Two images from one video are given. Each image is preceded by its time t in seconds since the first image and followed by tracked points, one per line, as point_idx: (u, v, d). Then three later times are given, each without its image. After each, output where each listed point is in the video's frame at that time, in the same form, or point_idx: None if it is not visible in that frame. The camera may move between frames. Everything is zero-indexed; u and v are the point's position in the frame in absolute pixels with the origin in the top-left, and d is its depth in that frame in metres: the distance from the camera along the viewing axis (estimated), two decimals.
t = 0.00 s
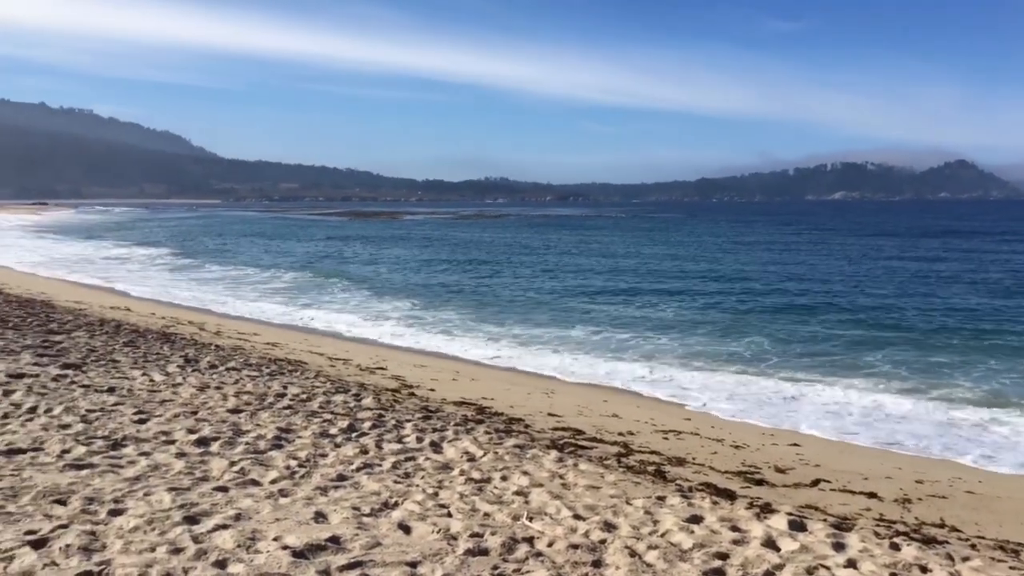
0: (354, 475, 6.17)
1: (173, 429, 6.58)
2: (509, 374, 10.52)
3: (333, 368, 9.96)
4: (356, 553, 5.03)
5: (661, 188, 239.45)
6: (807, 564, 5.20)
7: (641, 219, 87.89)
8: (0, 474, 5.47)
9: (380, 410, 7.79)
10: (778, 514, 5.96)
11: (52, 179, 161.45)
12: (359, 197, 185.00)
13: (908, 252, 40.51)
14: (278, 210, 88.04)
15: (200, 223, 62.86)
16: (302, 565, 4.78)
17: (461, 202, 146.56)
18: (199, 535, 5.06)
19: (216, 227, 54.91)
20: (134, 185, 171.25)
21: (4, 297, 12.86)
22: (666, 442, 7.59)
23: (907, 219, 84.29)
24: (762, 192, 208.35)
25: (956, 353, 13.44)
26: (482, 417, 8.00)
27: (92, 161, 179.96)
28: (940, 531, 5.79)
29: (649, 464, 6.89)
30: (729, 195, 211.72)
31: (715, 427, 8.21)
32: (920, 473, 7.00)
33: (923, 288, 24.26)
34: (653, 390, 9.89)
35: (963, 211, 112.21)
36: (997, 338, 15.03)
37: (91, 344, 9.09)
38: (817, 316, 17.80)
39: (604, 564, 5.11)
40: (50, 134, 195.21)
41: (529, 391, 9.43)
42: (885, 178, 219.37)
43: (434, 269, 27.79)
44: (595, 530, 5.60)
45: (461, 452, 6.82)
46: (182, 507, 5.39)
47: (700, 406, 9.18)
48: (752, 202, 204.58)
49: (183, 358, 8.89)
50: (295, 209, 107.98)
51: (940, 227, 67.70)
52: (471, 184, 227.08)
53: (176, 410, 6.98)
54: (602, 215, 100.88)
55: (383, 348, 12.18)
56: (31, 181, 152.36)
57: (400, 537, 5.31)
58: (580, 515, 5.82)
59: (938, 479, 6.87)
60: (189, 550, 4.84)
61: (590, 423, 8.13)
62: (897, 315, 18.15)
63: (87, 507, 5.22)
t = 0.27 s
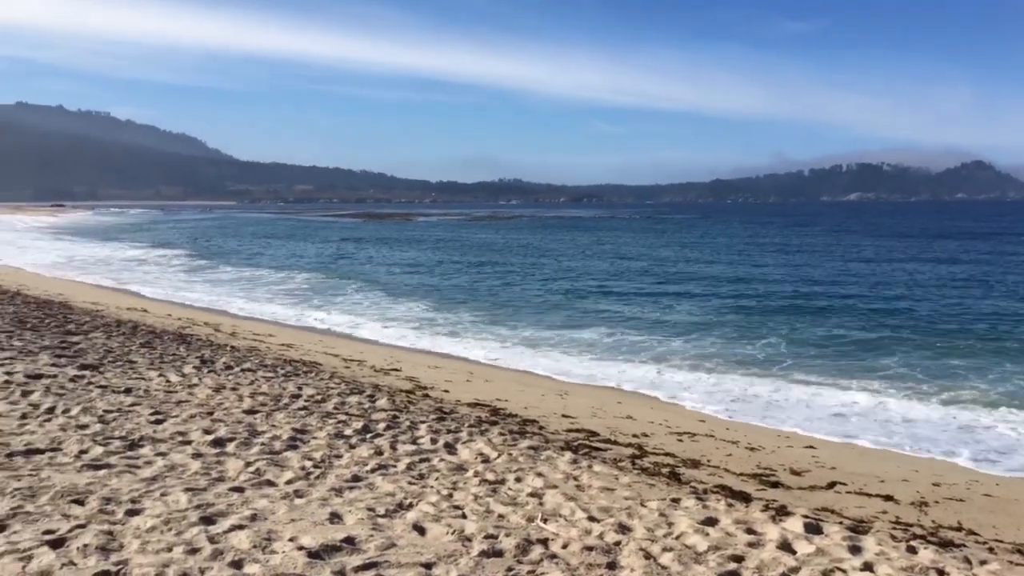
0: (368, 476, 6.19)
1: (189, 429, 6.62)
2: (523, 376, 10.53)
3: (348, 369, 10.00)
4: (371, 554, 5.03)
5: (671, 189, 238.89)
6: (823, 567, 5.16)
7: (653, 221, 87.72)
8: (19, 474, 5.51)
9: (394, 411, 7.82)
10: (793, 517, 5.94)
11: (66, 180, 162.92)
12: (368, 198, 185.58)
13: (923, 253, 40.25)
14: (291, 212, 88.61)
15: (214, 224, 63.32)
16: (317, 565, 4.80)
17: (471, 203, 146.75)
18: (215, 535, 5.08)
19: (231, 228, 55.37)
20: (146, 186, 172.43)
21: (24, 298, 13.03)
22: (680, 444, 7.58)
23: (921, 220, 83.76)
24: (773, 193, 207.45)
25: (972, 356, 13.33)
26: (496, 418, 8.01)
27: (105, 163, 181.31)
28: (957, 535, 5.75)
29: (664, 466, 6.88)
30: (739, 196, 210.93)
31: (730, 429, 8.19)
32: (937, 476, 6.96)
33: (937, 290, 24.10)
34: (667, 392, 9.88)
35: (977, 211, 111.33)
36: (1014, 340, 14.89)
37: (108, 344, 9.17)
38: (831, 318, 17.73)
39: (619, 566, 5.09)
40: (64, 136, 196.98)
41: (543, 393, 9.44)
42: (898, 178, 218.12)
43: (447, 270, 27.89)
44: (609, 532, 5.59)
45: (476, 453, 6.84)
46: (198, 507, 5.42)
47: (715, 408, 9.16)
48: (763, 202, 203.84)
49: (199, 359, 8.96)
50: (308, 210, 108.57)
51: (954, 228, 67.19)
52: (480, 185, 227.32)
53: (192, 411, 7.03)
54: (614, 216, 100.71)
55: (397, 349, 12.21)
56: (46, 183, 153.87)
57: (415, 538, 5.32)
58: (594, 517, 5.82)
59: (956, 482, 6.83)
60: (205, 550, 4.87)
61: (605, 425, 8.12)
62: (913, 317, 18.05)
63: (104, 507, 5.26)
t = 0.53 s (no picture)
0: (385, 476, 6.22)
1: (208, 429, 6.67)
2: (538, 376, 10.54)
3: (364, 369, 10.05)
4: (388, 554, 5.05)
5: (683, 188, 238.12)
6: (842, 570, 5.12)
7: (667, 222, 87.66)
8: (41, 472, 5.58)
9: (411, 411, 7.85)
10: (811, 519, 5.91)
11: (82, 181, 164.44)
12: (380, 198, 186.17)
13: (941, 254, 39.90)
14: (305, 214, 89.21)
15: (230, 224, 63.88)
16: (335, 564, 4.82)
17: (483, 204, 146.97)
18: (234, 534, 5.12)
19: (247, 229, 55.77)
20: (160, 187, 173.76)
21: (45, 298, 13.20)
22: (697, 445, 7.57)
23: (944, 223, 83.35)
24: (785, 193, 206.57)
25: (992, 358, 13.21)
26: (512, 419, 8.03)
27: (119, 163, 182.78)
28: (977, 538, 5.70)
29: (681, 467, 6.87)
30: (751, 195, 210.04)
31: (746, 430, 8.17)
32: (957, 478, 6.91)
33: (954, 292, 23.89)
34: (683, 394, 9.86)
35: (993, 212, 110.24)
36: None
37: (128, 344, 9.25)
38: (848, 319, 17.62)
39: (635, 567, 5.07)
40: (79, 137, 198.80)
41: (559, 394, 9.44)
42: (912, 178, 216.38)
43: (462, 271, 27.95)
44: (626, 533, 5.58)
45: (492, 454, 6.85)
46: (217, 507, 5.46)
47: (733, 409, 9.14)
48: (775, 202, 202.85)
49: (217, 359, 9.02)
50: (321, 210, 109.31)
51: (970, 229, 66.58)
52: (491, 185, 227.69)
53: (211, 411, 7.08)
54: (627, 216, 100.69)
55: (413, 350, 12.25)
56: (61, 184, 155.26)
57: (432, 538, 5.33)
58: (611, 518, 5.81)
59: (975, 485, 6.78)
60: (224, 549, 4.90)
61: (621, 426, 8.12)
62: (932, 319, 17.90)
63: (124, 506, 5.31)
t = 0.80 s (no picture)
0: (401, 474, 6.23)
1: (225, 427, 6.71)
2: (553, 376, 10.53)
3: (380, 368, 10.08)
4: (403, 552, 5.06)
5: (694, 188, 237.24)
6: (859, 571, 5.09)
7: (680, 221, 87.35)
8: (60, 469, 5.63)
9: (426, 410, 7.86)
10: (828, 519, 5.87)
11: (96, 181, 165.73)
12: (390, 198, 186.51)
13: (958, 254, 39.56)
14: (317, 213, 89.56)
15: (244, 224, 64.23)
16: (351, 563, 4.83)
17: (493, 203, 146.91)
18: (251, 531, 5.14)
19: (261, 229, 56.03)
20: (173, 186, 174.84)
21: (64, 297, 13.32)
22: (713, 445, 7.55)
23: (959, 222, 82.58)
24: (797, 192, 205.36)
25: (1011, 359, 13.07)
26: (527, 418, 8.03)
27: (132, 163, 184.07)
28: (996, 540, 5.66)
29: (696, 467, 6.85)
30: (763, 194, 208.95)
31: (763, 430, 8.13)
32: (976, 479, 6.86)
33: (971, 292, 23.65)
34: (698, 394, 9.82)
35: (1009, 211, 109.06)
36: None
37: (146, 343, 9.32)
38: (865, 320, 17.49)
39: (651, 567, 5.06)
40: (94, 137, 200.34)
41: (574, 393, 9.43)
42: (926, 177, 214.66)
43: (476, 271, 27.97)
44: (641, 532, 5.57)
45: (507, 453, 6.86)
46: (234, 504, 5.49)
47: (749, 409, 9.10)
48: (788, 201, 201.77)
49: (234, 358, 9.07)
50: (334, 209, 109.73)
51: (987, 228, 65.86)
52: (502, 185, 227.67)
53: (227, 409, 7.12)
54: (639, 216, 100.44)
55: (427, 349, 12.27)
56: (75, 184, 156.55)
57: (447, 537, 5.34)
58: (626, 517, 5.80)
59: (994, 486, 6.72)
60: (241, 547, 4.92)
61: (636, 426, 8.11)
62: (951, 319, 17.75)
63: (142, 503, 5.34)
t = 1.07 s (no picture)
0: (415, 477, 6.25)
1: (240, 429, 6.75)
2: (567, 378, 10.53)
3: (394, 370, 10.12)
4: (418, 554, 5.07)
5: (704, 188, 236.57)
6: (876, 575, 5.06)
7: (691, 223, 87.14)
8: (77, 471, 5.67)
9: (440, 412, 7.88)
10: (844, 524, 5.85)
11: (108, 183, 166.91)
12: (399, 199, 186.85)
13: (972, 257, 39.29)
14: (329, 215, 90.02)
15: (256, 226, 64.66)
16: (366, 565, 4.84)
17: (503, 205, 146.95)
18: (266, 533, 5.15)
19: (274, 231, 56.36)
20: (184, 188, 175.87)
21: (81, 299, 13.46)
22: (727, 449, 7.53)
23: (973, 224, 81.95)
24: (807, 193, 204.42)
25: None
26: (541, 420, 8.03)
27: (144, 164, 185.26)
28: (1014, 545, 5.61)
29: (711, 471, 6.84)
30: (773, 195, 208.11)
31: (778, 434, 8.11)
32: (993, 483, 6.81)
33: (986, 294, 23.46)
34: (712, 397, 9.80)
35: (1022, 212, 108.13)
36: None
37: (162, 345, 9.39)
38: (879, 323, 17.39)
39: (666, 570, 5.05)
40: (106, 139, 201.70)
41: (588, 396, 9.43)
42: (938, 177, 213.40)
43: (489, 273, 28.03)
44: (656, 536, 5.55)
45: (521, 456, 6.86)
46: (249, 506, 5.51)
47: (763, 413, 9.08)
48: (798, 202, 200.96)
49: (249, 360, 9.13)
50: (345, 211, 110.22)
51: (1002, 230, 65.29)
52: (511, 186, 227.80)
53: (242, 411, 7.16)
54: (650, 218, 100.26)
55: (441, 351, 12.30)
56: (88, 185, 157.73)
57: (462, 540, 5.34)
58: (641, 521, 5.79)
59: (1012, 490, 6.67)
60: (256, 548, 4.94)
61: (650, 429, 8.10)
62: (966, 322, 17.67)
63: (159, 504, 5.38)
